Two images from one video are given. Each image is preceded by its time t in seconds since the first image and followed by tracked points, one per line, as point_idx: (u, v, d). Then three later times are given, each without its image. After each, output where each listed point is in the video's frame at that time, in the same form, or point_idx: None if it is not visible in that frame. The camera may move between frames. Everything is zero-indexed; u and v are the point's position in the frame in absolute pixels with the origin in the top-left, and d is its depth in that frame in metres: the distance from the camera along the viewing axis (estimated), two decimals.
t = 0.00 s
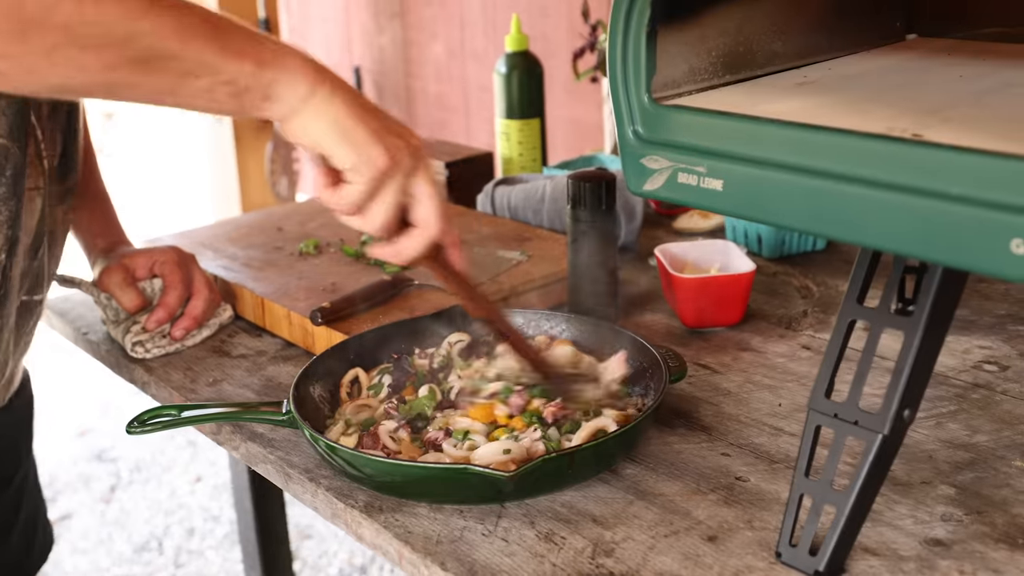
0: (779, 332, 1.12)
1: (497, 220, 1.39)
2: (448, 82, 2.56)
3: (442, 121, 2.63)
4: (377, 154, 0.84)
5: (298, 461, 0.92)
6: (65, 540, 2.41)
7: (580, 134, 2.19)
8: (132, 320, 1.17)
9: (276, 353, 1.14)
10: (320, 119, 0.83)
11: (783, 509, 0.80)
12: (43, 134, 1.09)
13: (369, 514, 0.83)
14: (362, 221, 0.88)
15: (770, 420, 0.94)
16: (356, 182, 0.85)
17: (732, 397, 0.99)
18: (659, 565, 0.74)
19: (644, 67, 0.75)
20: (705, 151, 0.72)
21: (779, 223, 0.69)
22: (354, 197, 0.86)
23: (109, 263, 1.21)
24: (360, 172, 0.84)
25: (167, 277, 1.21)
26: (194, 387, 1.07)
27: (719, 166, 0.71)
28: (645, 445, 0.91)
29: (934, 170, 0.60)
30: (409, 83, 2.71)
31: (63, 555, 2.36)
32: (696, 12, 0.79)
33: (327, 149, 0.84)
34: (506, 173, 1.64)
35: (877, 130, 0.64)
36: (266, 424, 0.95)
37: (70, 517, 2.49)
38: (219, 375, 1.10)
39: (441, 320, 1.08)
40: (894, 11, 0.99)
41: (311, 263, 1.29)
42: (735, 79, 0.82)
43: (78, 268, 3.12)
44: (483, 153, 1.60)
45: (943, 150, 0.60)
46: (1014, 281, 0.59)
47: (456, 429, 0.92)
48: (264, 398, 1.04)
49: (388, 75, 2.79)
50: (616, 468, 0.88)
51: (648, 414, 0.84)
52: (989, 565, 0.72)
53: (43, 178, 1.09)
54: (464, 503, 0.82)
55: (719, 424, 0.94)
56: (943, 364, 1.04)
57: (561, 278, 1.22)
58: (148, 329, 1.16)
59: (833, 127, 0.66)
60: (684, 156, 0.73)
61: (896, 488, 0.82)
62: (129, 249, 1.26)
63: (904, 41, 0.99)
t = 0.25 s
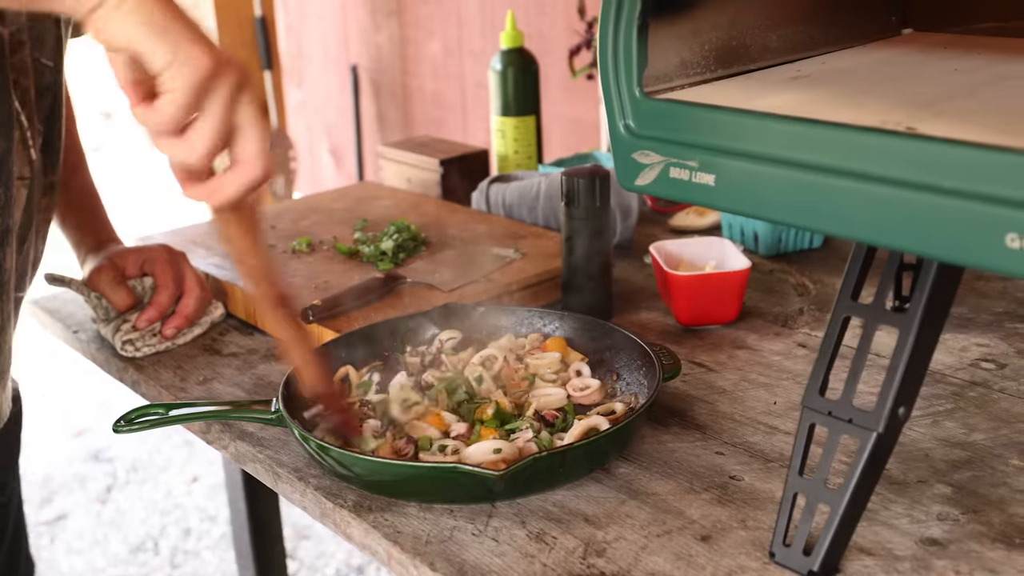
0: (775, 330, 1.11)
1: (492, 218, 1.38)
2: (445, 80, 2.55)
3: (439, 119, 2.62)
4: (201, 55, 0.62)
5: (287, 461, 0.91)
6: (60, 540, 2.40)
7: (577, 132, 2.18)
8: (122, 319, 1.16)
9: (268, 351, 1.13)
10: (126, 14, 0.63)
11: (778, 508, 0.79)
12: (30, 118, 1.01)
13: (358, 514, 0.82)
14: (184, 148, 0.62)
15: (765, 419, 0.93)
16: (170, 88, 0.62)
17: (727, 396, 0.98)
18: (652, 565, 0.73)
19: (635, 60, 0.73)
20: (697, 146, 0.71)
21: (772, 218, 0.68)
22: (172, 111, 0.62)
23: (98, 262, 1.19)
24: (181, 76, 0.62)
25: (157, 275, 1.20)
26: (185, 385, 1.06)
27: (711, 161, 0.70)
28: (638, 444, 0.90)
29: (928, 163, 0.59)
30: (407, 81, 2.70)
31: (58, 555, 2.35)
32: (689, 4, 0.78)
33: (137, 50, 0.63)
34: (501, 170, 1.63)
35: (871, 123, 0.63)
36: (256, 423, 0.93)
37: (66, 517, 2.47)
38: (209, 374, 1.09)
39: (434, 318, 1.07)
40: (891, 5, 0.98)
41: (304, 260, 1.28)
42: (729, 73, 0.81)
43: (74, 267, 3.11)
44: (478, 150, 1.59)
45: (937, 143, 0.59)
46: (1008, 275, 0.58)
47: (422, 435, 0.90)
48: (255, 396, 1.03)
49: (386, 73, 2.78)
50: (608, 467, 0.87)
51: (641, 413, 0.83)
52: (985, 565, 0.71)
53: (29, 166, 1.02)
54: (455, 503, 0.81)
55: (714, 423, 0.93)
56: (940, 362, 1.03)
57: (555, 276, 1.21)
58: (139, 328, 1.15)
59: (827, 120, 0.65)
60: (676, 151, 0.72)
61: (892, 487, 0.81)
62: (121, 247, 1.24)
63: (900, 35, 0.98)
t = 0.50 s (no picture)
0: (774, 327, 1.11)
1: (489, 215, 1.37)
2: (443, 78, 2.54)
3: (437, 117, 2.61)
4: (284, 136, 0.76)
5: (282, 460, 0.90)
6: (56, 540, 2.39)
7: (576, 129, 2.17)
8: (116, 317, 1.15)
9: (263, 349, 1.13)
10: (218, 100, 0.75)
11: (777, 507, 0.78)
12: (21, 132, 0.97)
13: (353, 513, 0.81)
14: (276, 207, 0.80)
15: (764, 416, 0.92)
16: (257, 165, 0.77)
17: (726, 393, 0.97)
18: (649, 564, 0.73)
19: (632, 53, 0.73)
20: (695, 140, 0.70)
21: (771, 213, 0.67)
22: (259, 181, 0.77)
23: (92, 259, 1.18)
24: (260, 153, 0.76)
25: (151, 273, 1.18)
26: (179, 384, 1.05)
27: (710, 155, 0.69)
28: (636, 442, 0.89)
29: (930, 156, 0.58)
30: (404, 79, 2.69)
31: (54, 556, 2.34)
32: None
33: (228, 130, 0.76)
34: (498, 167, 1.62)
35: (872, 116, 0.62)
36: (250, 421, 0.93)
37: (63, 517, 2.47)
38: (204, 372, 1.08)
39: (430, 315, 1.06)
40: None
41: (300, 258, 1.28)
42: (727, 66, 0.80)
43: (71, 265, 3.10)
44: (475, 148, 1.58)
45: (938, 135, 0.58)
46: (1011, 270, 0.57)
47: (425, 431, 0.89)
48: (249, 395, 1.02)
49: (383, 71, 2.77)
50: (606, 466, 0.86)
51: (639, 410, 0.82)
52: (986, 564, 0.70)
53: (18, 177, 0.98)
54: (451, 502, 0.80)
55: (712, 420, 0.92)
56: (940, 359, 1.02)
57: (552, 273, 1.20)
58: (133, 326, 1.14)
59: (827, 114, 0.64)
60: (673, 145, 0.71)
61: (892, 485, 0.81)
62: (115, 245, 1.23)
63: (901, 30, 0.97)
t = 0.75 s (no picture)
0: (771, 328, 1.11)
1: (486, 217, 1.37)
2: (439, 79, 2.54)
3: (433, 118, 2.61)
4: (124, 90, 0.77)
5: (279, 462, 0.90)
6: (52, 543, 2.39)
7: (573, 130, 2.18)
8: (111, 318, 1.15)
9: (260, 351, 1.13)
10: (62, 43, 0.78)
11: (775, 508, 0.78)
12: None
13: (351, 516, 0.81)
14: (110, 162, 0.80)
15: (762, 418, 0.92)
16: (96, 114, 0.78)
17: (723, 395, 0.97)
18: (648, 567, 0.73)
19: (630, 55, 0.73)
20: (693, 142, 0.70)
21: (769, 215, 0.67)
22: (94, 131, 0.77)
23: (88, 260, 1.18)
24: (102, 102, 0.77)
25: (147, 274, 1.18)
26: (175, 386, 1.05)
27: (708, 157, 0.69)
28: (634, 444, 0.89)
29: (927, 158, 0.58)
30: (400, 80, 2.69)
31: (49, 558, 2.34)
32: None
33: (72, 76, 0.78)
34: (495, 168, 1.62)
35: (870, 118, 0.62)
36: (248, 424, 0.93)
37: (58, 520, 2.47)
38: (201, 374, 1.08)
39: (428, 317, 1.06)
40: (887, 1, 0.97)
41: (297, 260, 1.28)
42: (725, 68, 0.80)
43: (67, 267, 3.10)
44: (472, 149, 1.58)
45: (935, 137, 0.58)
46: (1008, 272, 0.57)
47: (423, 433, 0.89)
48: (246, 397, 1.02)
49: (380, 72, 2.77)
50: (604, 468, 0.86)
51: (636, 412, 0.82)
52: (985, 565, 0.70)
53: None
54: (449, 504, 0.80)
55: (710, 422, 0.92)
56: (937, 360, 1.03)
57: (550, 275, 1.20)
58: (129, 328, 1.14)
59: (825, 115, 0.64)
60: (671, 148, 0.71)
61: (890, 486, 0.81)
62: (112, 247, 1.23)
63: (897, 31, 0.97)
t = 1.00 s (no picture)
0: (770, 328, 1.11)
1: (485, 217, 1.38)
2: (436, 80, 2.55)
3: (430, 119, 2.61)
4: (245, 139, 0.80)
5: (281, 462, 0.90)
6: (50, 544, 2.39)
7: (571, 131, 2.18)
8: (111, 318, 1.15)
9: (260, 352, 1.13)
10: (192, 104, 0.80)
11: (775, 508, 0.78)
12: None
13: (353, 516, 0.82)
14: (240, 201, 0.84)
15: (762, 418, 0.92)
16: (223, 162, 0.81)
17: (723, 395, 0.97)
18: (649, 565, 0.73)
19: (630, 55, 0.73)
20: (693, 143, 0.70)
21: (769, 215, 0.68)
22: (224, 177, 0.82)
23: (88, 257, 1.19)
24: (225, 153, 0.80)
25: (146, 273, 1.18)
26: (176, 387, 1.05)
27: (708, 157, 0.70)
28: (635, 443, 0.89)
29: (928, 159, 0.59)
30: (398, 81, 2.69)
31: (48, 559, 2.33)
32: None
33: (204, 135, 0.81)
34: (493, 169, 1.63)
35: (870, 119, 0.63)
36: (248, 424, 0.93)
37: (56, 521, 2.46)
38: (201, 375, 1.08)
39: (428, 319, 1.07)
40: (885, 2, 0.97)
41: (295, 260, 1.28)
42: (724, 69, 0.81)
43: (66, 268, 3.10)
44: (471, 149, 1.59)
45: (935, 139, 0.58)
46: (1008, 272, 0.58)
47: (424, 433, 0.89)
48: (247, 398, 1.02)
49: (377, 73, 2.77)
50: (605, 467, 0.86)
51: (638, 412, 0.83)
52: (984, 564, 0.71)
53: None
54: (450, 504, 0.80)
55: (710, 422, 0.92)
56: (936, 360, 1.03)
57: (550, 275, 1.20)
58: (128, 328, 1.14)
59: (825, 116, 0.64)
60: (672, 148, 0.72)
61: (890, 485, 0.81)
62: (115, 245, 1.23)
63: (896, 32, 0.98)
